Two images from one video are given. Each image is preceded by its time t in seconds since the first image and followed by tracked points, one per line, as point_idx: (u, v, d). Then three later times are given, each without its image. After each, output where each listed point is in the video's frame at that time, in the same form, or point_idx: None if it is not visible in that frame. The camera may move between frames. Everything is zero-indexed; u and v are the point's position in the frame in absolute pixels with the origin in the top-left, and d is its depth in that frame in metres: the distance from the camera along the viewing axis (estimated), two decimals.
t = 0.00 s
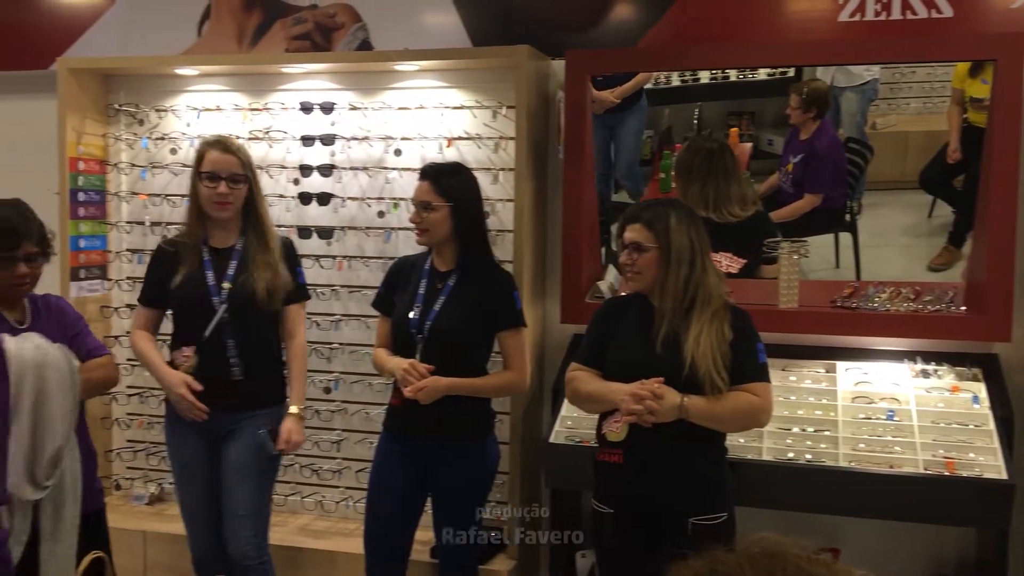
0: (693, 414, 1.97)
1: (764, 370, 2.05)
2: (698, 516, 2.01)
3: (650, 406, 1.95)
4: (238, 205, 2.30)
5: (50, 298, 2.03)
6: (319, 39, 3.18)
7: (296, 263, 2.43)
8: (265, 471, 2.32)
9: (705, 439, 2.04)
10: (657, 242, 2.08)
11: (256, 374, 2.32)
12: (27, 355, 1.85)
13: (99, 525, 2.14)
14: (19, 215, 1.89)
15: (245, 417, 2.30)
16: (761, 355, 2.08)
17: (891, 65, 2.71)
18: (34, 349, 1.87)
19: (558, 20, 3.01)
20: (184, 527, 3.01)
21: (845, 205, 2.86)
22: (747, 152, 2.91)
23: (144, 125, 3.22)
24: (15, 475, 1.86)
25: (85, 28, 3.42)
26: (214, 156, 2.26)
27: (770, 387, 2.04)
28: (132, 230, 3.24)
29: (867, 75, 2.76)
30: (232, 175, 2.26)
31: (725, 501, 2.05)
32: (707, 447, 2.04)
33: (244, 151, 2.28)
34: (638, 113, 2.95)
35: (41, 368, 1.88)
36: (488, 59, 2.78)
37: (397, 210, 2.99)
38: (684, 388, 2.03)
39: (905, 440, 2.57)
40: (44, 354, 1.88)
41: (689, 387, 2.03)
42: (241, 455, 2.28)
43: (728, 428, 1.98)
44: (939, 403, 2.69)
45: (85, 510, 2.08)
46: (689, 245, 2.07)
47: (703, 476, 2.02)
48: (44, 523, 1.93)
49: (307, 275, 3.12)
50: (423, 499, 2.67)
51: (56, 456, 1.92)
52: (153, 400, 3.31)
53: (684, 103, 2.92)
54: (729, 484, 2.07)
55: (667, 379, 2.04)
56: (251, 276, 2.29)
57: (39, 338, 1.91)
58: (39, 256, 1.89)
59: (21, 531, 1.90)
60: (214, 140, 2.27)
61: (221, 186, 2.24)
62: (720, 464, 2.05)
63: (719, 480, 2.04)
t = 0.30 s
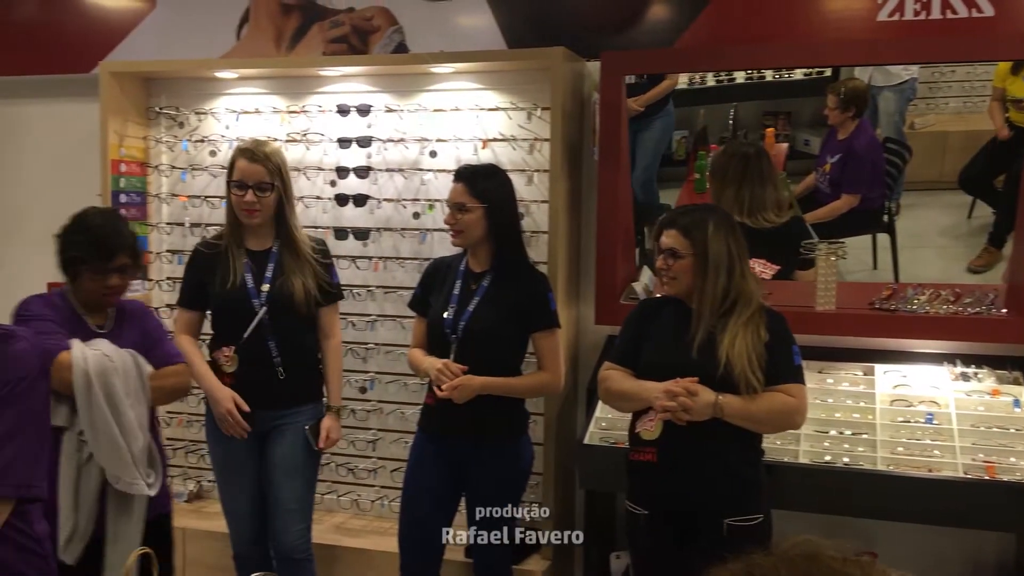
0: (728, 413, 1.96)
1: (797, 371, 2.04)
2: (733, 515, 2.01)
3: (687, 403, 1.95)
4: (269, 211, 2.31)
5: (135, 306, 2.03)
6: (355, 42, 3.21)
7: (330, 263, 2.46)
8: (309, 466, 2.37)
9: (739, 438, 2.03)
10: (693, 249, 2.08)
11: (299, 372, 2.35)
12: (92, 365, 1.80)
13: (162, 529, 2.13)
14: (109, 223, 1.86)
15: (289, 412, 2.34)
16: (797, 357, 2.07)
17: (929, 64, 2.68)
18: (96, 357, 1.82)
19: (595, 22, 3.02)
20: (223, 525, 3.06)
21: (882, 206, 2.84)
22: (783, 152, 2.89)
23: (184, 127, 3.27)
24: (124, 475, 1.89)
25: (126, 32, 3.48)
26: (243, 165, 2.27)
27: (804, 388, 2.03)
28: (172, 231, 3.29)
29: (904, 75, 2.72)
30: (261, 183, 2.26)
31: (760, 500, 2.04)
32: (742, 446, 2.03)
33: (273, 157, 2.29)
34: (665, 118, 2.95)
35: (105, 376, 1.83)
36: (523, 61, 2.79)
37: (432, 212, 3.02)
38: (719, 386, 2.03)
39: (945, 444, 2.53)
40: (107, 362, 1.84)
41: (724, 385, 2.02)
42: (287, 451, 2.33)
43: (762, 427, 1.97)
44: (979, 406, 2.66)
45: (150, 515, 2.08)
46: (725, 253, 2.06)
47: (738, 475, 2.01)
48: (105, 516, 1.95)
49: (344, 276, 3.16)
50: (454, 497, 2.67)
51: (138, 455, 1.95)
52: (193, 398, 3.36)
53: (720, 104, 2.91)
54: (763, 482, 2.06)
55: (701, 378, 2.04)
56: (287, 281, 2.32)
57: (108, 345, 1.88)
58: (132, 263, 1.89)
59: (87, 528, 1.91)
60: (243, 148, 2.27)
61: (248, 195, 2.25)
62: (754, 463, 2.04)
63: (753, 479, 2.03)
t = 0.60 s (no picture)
0: (762, 414, 1.96)
1: (827, 372, 2.03)
2: (767, 518, 2.00)
3: (722, 404, 1.95)
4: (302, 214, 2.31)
5: (219, 302, 2.08)
6: (384, 44, 3.23)
7: (363, 265, 2.44)
8: (338, 465, 2.39)
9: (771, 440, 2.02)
10: (731, 253, 2.05)
11: (329, 371, 2.37)
12: (144, 366, 1.82)
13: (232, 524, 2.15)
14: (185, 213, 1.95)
15: (319, 411, 2.37)
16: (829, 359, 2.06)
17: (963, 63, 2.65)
18: (153, 357, 1.84)
19: (623, 23, 3.02)
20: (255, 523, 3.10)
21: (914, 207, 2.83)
22: (814, 152, 2.87)
23: (216, 129, 3.32)
24: (139, 484, 1.86)
25: (159, 35, 3.53)
26: (278, 169, 2.28)
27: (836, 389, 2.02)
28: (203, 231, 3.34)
29: (937, 74, 2.70)
30: (296, 188, 2.27)
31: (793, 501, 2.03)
32: (774, 448, 2.02)
33: (306, 162, 2.29)
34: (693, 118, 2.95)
35: (159, 378, 1.84)
36: (552, 62, 2.80)
37: (460, 212, 3.03)
38: (752, 387, 2.02)
39: (977, 447, 2.51)
40: (164, 363, 1.85)
41: (757, 385, 2.02)
42: (314, 449, 2.35)
43: (795, 428, 1.96)
44: (1012, 409, 2.62)
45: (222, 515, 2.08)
46: (763, 259, 2.03)
47: (771, 476, 2.00)
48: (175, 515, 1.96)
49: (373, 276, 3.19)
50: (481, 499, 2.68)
51: (180, 462, 1.90)
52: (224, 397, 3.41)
53: (750, 104, 2.90)
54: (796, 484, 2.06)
55: (734, 379, 2.03)
56: (316, 285, 2.33)
57: (170, 345, 1.89)
58: (211, 249, 1.97)
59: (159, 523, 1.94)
60: (278, 152, 2.29)
61: (283, 199, 2.27)
62: (787, 465, 2.04)
63: (786, 481, 2.02)
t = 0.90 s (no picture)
0: (796, 417, 1.96)
1: (857, 373, 2.04)
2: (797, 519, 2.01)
3: (755, 407, 1.95)
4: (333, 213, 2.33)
5: (249, 303, 2.10)
6: (410, 45, 3.25)
7: (397, 269, 2.44)
8: (369, 469, 2.41)
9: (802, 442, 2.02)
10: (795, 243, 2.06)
11: (356, 371, 2.38)
12: (159, 368, 1.83)
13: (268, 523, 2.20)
14: (216, 215, 2.00)
15: (350, 413, 2.38)
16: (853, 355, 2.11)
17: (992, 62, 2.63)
18: (168, 360, 1.85)
19: (649, 22, 3.01)
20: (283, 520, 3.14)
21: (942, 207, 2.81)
22: (840, 151, 2.86)
23: (244, 130, 3.35)
24: (175, 484, 1.86)
25: (187, 36, 3.56)
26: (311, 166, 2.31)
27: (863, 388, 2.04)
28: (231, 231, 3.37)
29: (966, 73, 2.68)
30: (326, 185, 2.29)
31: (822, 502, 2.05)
32: (805, 451, 2.02)
33: (341, 159, 2.31)
34: (718, 118, 2.95)
35: (175, 380, 1.86)
36: (577, 62, 2.80)
37: (484, 212, 3.04)
38: (785, 387, 2.02)
39: (1007, 449, 2.49)
40: (180, 365, 1.86)
41: (788, 385, 2.02)
42: (346, 452, 2.38)
43: (828, 430, 1.97)
44: None
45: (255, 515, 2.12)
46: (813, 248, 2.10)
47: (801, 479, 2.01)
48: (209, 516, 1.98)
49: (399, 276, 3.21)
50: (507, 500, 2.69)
51: (208, 462, 1.91)
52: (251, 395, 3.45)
53: (776, 104, 2.89)
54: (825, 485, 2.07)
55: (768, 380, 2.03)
56: (347, 282, 2.33)
57: (190, 347, 1.90)
58: (240, 252, 2.00)
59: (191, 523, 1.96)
60: (313, 150, 2.31)
61: (315, 195, 2.30)
62: (818, 467, 2.04)
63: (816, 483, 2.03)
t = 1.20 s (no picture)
0: (829, 422, 1.96)
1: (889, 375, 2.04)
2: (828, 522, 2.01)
3: (788, 414, 1.96)
4: (371, 211, 2.36)
5: (263, 299, 2.14)
6: (437, 46, 3.27)
7: (434, 273, 2.46)
8: (402, 470, 2.42)
9: (833, 445, 2.01)
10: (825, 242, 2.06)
11: (388, 372, 2.40)
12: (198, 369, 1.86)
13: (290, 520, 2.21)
14: (218, 212, 2.01)
15: (384, 416, 2.40)
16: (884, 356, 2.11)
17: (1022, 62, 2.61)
18: (206, 360, 1.88)
19: (676, 23, 3.01)
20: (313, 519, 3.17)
21: (971, 207, 2.79)
22: (868, 152, 2.84)
23: (272, 131, 3.37)
24: (200, 485, 1.91)
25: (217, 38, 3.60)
26: (351, 164, 2.33)
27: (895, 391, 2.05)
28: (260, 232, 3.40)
29: (994, 72, 2.66)
30: (364, 180, 2.32)
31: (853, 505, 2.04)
32: (835, 453, 2.02)
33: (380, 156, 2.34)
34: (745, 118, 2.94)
35: (215, 380, 1.88)
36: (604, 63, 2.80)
37: (511, 213, 3.05)
38: (818, 391, 2.02)
39: None
40: (219, 365, 1.89)
41: (820, 389, 2.02)
42: (379, 455, 2.39)
43: (860, 434, 1.97)
44: None
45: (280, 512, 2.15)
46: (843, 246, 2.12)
47: (833, 481, 2.00)
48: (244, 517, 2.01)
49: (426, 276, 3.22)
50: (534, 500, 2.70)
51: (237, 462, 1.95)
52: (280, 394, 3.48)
53: (803, 104, 2.88)
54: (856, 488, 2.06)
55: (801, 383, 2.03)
56: (384, 281, 2.36)
57: (222, 346, 1.92)
58: (246, 246, 2.02)
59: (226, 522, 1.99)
60: (352, 148, 2.34)
61: (354, 192, 2.32)
62: (848, 470, 2.03)
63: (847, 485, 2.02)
